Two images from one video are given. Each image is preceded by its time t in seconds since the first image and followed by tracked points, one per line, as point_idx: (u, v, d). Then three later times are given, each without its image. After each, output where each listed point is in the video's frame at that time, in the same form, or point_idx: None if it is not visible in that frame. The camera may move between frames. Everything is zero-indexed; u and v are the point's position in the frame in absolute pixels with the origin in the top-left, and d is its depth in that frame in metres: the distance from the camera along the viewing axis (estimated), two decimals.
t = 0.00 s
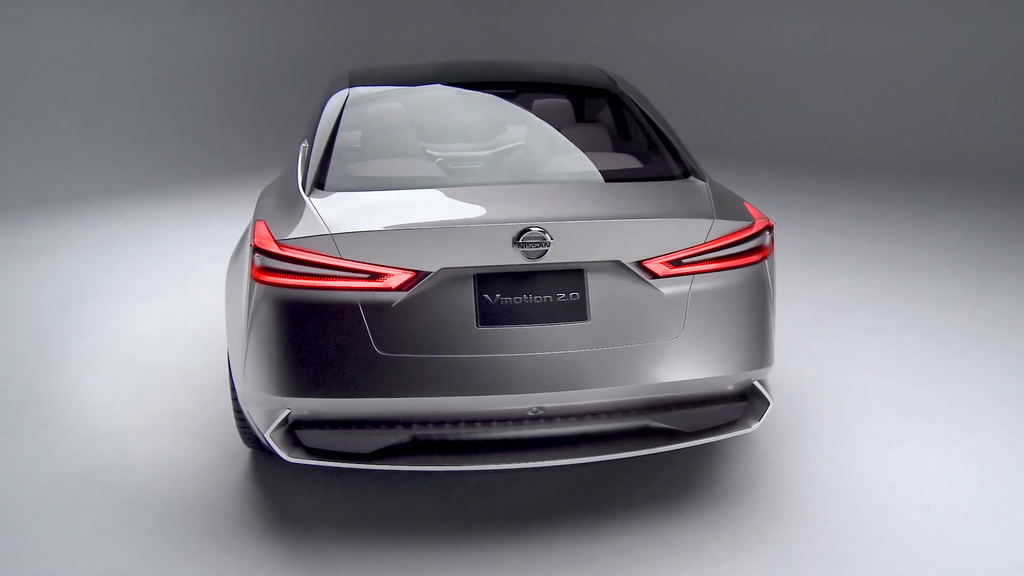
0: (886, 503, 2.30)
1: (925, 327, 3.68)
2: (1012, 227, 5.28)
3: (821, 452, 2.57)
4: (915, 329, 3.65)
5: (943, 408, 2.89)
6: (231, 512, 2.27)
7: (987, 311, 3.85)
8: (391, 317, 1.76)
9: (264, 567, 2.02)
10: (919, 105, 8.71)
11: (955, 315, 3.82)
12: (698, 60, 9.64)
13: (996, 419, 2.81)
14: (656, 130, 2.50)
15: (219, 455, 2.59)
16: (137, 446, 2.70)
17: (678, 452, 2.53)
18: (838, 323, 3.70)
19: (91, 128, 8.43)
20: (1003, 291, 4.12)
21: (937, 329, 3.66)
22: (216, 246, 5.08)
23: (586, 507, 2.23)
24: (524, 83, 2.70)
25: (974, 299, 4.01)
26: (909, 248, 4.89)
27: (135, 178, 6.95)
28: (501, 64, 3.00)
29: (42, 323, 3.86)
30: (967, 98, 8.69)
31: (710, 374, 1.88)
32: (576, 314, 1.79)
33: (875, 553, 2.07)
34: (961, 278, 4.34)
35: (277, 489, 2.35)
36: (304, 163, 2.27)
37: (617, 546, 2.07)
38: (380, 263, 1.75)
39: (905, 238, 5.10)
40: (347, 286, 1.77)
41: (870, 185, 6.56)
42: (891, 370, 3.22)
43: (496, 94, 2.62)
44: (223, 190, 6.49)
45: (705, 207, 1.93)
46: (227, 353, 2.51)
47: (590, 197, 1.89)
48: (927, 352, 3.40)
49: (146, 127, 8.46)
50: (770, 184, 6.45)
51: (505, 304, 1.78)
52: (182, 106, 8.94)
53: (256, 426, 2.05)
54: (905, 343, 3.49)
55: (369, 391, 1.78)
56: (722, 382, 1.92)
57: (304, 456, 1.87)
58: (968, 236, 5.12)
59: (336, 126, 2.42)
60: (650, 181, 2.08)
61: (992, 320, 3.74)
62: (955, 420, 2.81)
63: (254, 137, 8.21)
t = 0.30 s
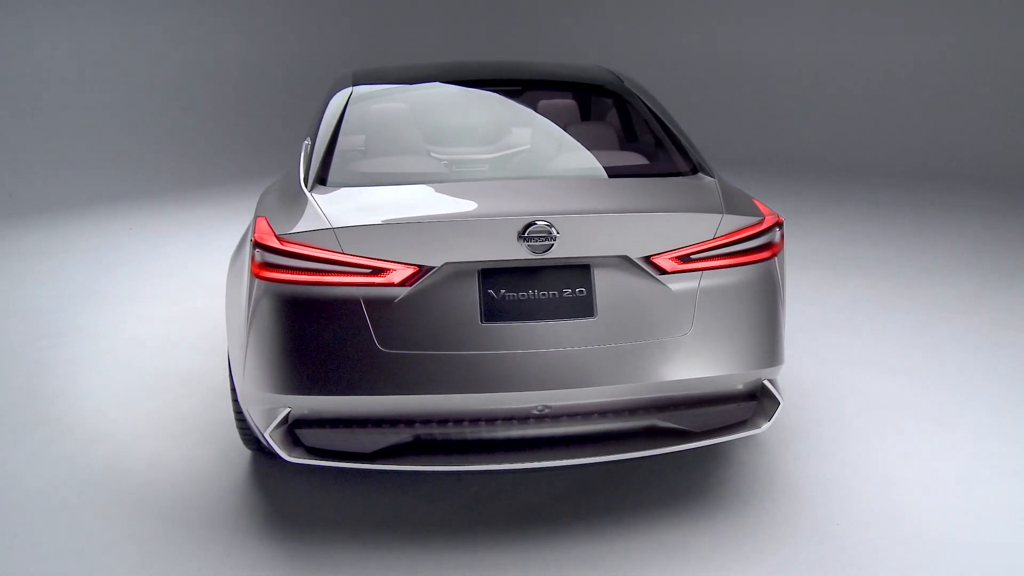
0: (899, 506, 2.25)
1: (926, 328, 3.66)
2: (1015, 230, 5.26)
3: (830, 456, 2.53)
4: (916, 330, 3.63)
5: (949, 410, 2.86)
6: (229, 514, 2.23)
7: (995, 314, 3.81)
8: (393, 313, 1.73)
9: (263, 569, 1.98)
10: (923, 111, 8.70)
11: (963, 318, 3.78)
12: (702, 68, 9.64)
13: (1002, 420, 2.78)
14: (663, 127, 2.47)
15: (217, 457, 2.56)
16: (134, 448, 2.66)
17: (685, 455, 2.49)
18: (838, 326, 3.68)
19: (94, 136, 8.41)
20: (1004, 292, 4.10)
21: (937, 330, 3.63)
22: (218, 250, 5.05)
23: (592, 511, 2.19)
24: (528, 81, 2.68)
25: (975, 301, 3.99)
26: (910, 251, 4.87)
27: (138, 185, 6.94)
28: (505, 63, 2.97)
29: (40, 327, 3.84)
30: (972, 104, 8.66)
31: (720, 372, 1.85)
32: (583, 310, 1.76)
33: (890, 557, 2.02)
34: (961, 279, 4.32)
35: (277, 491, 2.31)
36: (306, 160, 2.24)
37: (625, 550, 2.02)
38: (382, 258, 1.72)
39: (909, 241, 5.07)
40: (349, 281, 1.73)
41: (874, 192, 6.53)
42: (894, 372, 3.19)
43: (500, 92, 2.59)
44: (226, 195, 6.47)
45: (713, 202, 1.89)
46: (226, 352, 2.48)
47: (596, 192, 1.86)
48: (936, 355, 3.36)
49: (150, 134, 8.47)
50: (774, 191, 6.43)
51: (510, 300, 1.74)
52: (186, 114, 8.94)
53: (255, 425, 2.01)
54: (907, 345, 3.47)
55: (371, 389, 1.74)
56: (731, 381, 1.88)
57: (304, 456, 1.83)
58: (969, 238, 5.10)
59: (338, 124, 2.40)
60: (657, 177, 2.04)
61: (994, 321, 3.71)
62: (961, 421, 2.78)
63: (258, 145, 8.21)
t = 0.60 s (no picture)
0: (907, 507, 2.21)
1: (929, 329, 3.63)
2: (1017, 232, 5.24)
3: (836, 457, 2.49)
4: (919, 331, 3.60)
5: (954, 411, 2.83)
6: (226, 514, 2.19)
7: (1000, 315, 3.78)
8: (392, 307, 1.69)
9: (260, 570, 1.94)
10: (924, 115, 8.68)
11: (967, 319, 3.75)
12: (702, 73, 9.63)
13: (1008, 420, 2.75)
14: (665, 124, 2.44)
15: (214, 458, 2.52)
16: (129, 449, 2.62)
17: (688, 455, 2.45)
18: (841, 327, 3.65)
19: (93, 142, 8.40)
20: (1007, 293, 4.07)
21: (940, 331, 3.61)
22: (216, 252, 5.02)
23: (596, 511, 2.15)
24: (529, 78, 2.66)
25: (978, 302, 3.96)
26: (912, 253, 4.84)
27: (138, 189, 6.92)
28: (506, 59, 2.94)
29: (36, 328, 3.81)
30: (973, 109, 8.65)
31: (724, 368, 1.81)
32: (585, 304, 1.72)
33: (899, 559, 1.98)
34: (964, 281, 4.29)
35: (273, 492, 2.27)
36: (303, 155, 2.21)
37: (628, 551, 1.98)
38: (380, 251, 1.68)
39: (911, 242, 5.04)
40: (346, 275, 1.70)
41: (876, 195, 6.51)
42: (898, 372, 3.16)
43: (500, 89, 2.56)
44: (226, 200, 6.45)
45: (718, 196, 1.86)
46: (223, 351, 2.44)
47: (598, 185, 1.83)
48: (942, 356, 3.32)
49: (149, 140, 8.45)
50: (774, 194, 6.40)
51: (511, 294, 1.71)
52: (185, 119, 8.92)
53: (251, 424, 1.97)
54: (910, 346, 3.44)
55: (369, 385, 1.71)
56: (735, 378, 1.84)
57: (300, 454, 1.79)
58: (971, 240, 5.08)
59: (336, 119, 2.37)
60: (660, 171, 2.01)
61: (998, 322, 3.68)
62: (967, 422, 2.74)
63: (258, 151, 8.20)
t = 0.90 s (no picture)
0: (911, 509, 2.18)
1: (930, 330, 3.61)
2: (1017, 234, 5.23)
3: (839, 457, 2.46)
4: (921, 334, 3.56)
5: (957, 411, 2.80)
6: (219, 515, 2.15)
7: (1002, 317, 3.75)
8: (388, 301, 1.66)
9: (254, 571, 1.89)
10: (922, 120, 8.67)
11: (969, 321, 3.71)
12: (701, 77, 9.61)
13: (1012, 421, 2.73)
14: (666, 120, 2.42)
15: (208, 459, 2.48)
16: (123, 450, 2.58)
17: (690, 456, 2.42)
18: (843, 328, 3.62)
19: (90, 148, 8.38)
20: (1008, 295, 4.06)
21: (942, 331, 3.58)
22: (212, 255, 4.99)
23: (597, 512, 2.11)
24: (527, 76, 2.63)
25: (979, 303, 3.95)
26: (912, 254, 4.83)
27: (134, 193, 6.89)
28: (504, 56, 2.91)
29: (29, 330, 3.77)
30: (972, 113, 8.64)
31: (727, 365, 1.78)
32: (586, 298, 1.69)
33: (904, 560, 1.95)
34: (964, 282, 4.28)
35: (268, 493, 2.23)
36: (298, 150, 2.18)
37: (631, 551, 1.95)
38: (376, 244, 1.65)
39: (911, 245, 5.01)
40: (342, 268, 1.66)
41: (875, 198, 6.48)
42: (899, 374, 3.12)
43: (498, 86, 2.53)
44: (222, 203, 6.42)
45: (720, 189, 1.83)
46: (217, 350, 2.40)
47: (599, 178, 1.80)
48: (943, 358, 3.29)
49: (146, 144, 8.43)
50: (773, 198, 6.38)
51: (510, 289, 1.67)
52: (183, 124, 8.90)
53: (244, 423, 1.93)
54: (912, 346, 3.41)
55: (365, 381, 1.67)
56: (738, 375, 1.81)
57: (295, 453, 1.75)
58: (970, 242, 5.07)
59: (331, 116, 2.34)
60: (661, 165, 1.98)
61: (1000, 323, 3.66)
62: (970, 422, 2.72)
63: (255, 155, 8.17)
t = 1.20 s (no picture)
0: (915, 511, 2.15)
1: (931, 333, 3.58)
2: (1015, 238, 5.21)
3: (842, 459, 2.43)
4: (922, 337, 3.53)
5: (959, 414, 2.77)
6: (211, 518, 2.11)
7: (1003, 320, 3.72)
8: (382, 297, 1.62)
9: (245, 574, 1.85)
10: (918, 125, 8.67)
11: (970, 323, 3.69)
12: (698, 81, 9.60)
13: (1015, 423, 2.70)
14: (665, 118, 2.39)
15: (201, 461, 2.44)
16: (114, 453, 2.54)
17: (690, 457, 2.38)
18: (843, 331, 3.59)
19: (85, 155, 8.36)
20: (1008, 297, 4.03)
21: (943, 335, 3.55)
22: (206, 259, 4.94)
23: (595, 514, 2.07)
24: (524, 74, 2.61)
25: (979, 306, 3.92)
26: (911, 257, 4.80)
27: (128, 199, 6.85)
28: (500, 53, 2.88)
29: (19, 333, 3.72)
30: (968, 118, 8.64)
31: (729, 362, 1.75)
32: (585, 294, 1.66)
33: (907, 562, 1.91)
34: (964, 285, 4.25)
35: (260, 495, 2.19)
36: (291, 147, 2.16)
37: (631, 553, 1.91)
38: (370, 239, 1.61)
39: (912, 249, 4.98)
40: (335, 263, 1.62)
41: (873, 203, 6.47)
42: (900, 377, 3.09)
43: (494, 85, 2.50)
44: (217, 209, 6.38)
45: (721, 184, 1.80)
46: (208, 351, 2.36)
47: (598, 172, 1.77)
48: (945, 361, 3.26)
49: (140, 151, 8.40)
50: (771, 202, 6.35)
51: (508, 284, 1.64)
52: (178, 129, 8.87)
53: (236, 424, 1.89)
54: (913, 349, 3.38)
55: (359, 379, 1.63)
56: (739, 374, 1.78)
57: (287, 453, 1.71)
58: (969, 245, 5.04)
59: (324, 115, 2.31)
60: (661, 161, 1.96)
61: (1002, 326, 3.63)
62: (972, 425, 2.69)
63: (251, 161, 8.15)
